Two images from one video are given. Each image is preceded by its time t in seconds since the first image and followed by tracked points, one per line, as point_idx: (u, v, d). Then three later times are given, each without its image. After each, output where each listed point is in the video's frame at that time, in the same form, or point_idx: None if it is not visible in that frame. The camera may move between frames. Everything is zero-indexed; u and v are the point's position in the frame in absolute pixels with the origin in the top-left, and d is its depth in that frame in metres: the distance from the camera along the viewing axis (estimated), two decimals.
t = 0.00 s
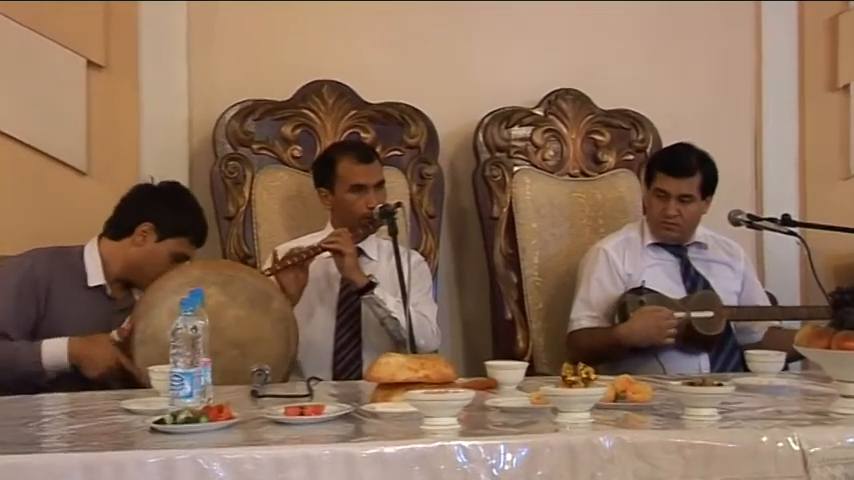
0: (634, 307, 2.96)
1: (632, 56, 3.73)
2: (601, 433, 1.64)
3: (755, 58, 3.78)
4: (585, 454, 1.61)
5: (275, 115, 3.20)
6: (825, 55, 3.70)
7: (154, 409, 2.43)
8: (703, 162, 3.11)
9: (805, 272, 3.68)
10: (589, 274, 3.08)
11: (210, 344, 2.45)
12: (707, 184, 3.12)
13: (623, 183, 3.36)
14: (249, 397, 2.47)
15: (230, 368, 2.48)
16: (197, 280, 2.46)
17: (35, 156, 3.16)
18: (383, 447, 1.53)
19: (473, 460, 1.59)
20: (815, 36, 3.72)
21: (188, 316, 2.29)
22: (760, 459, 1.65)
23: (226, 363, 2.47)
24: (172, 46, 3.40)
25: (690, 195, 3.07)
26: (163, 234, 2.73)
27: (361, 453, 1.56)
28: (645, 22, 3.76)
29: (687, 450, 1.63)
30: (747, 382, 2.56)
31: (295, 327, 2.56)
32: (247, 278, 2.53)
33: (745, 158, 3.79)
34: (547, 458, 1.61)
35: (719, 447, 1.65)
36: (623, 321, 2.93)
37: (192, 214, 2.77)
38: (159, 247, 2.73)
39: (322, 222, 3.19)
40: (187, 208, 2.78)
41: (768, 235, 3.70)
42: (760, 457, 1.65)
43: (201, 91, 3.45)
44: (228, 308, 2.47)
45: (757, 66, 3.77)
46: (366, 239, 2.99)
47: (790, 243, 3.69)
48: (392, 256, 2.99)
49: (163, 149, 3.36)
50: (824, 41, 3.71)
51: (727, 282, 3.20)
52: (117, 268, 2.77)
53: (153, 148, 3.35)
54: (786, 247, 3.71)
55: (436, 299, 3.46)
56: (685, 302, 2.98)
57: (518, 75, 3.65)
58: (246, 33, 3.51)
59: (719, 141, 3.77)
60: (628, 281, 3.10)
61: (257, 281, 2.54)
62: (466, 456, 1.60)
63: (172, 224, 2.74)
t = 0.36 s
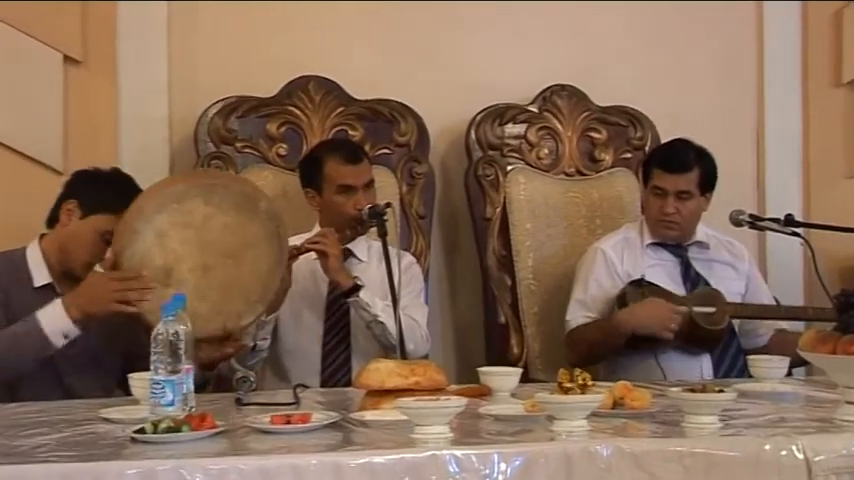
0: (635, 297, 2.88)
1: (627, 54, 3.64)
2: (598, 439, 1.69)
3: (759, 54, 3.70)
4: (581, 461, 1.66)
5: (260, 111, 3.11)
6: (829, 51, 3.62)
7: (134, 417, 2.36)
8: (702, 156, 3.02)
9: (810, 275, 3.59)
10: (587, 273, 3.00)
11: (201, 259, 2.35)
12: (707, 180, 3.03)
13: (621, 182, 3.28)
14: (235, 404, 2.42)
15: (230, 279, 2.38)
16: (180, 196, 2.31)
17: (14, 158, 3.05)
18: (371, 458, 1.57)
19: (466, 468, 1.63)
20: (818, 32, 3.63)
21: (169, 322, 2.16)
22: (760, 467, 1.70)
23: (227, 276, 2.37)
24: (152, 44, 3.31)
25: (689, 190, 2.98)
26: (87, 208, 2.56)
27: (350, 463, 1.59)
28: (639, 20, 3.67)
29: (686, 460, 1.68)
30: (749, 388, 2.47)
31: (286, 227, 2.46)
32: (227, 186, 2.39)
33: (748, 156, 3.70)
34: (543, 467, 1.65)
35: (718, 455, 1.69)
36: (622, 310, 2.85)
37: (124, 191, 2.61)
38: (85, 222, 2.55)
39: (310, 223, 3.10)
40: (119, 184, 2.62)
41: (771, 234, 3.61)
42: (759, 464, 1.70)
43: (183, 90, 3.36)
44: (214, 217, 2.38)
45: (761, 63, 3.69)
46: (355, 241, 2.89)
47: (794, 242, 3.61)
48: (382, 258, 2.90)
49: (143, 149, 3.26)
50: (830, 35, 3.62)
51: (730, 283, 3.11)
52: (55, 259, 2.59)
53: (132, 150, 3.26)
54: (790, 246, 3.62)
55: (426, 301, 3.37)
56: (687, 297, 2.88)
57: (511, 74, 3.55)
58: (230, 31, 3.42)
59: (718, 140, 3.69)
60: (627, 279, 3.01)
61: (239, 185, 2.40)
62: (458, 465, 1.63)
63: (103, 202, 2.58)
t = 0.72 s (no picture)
0: (633, 300, 2.79)
1: (623, 54, 3.54)
2: (597, 449, 1.61)
3: (762, 51, 3.61)
4: (578, 470, 1.58)
5: (245, 108, 3.01)
6: (836, 49, 3.55)
7: (115, 425, 2.25)
8: (717, 174, 2.87)
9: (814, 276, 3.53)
10: (584, 275, 2.91)
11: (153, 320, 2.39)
12: (719, 194, 2.89)
13: (618, 181, 3.19)
14: (218, 411, 2.32)
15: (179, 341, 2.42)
16: (126, 252, 2.38)
17: None
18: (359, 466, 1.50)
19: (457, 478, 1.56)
20: (823, 29, 3.56)
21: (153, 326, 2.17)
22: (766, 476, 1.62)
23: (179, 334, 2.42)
24: (131, 43, 3.21)
25: (696, 207, 2.85)
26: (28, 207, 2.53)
27: (338, 472, 1.52)
28: (636, 19, 3.57)
29: (687, 470, 1.60)
30: (752, 395, 2.38)
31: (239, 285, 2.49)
32: (180, 244, 2.46)
33: (753, 156, 3.61)
34: (539, 476, 1.58)
35: (722, 465, 1.62)
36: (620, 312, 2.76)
37: (56, 178, 2.58)
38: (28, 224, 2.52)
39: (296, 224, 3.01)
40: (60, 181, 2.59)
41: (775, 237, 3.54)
42: (765, 474, 1.62)
43: (165, 91, 3.26)
44: (162, 277, 2.42)
45: (764, 60, 3.60)
46: (345, 242, 2.80)
47: (799, 244, 3.54)
48: (371, 261, 2.80)
49: (122, 148, 3.19)
50: (837, 35, 3.55)
51: (732, 288, 3.03)
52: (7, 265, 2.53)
53: (111, 147, 3.18)
54: (795, 247, 3.55)
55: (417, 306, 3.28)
56: (686, 300, 2.80)
57: (504, 70, 3.46)
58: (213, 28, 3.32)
59: (719, 139, 3.60)
60: (625, 280, 2.93)
61: (188, 244, 2.46)
62: (449, 474, 1.55)
63: (37, 196, 2.54)
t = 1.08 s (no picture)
0: (639, 298, 2.70)
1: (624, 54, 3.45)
2: (598, 457, 1.58)
3: (772, 48, 3.53)
4: None
5: (232, 103, 2.92)
6: (847, 44, 3.46)
7: (98, 433, 2.15)
8: (715, 154, 2.84)
9: (824, 277, 3.42)
10: (588, 277, 2.82)
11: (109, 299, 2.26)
12: (719, 179, 2.85)
13: (621, 179, 3.10)
14: (205, 419, 2.23)
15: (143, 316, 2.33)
16: (74, 234, 2.23)
17: None
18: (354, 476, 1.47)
19: None
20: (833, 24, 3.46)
21: (135, 329, 2.08)
22: None
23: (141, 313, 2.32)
24: (116, 42, 3.11)
25: (698, 190, 2.81)
26: None
27: None
28: (637, 19, 3.48)
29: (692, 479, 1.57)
30: (760, 402, 2.30)
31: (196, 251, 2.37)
32: (126, 213, 2.30)
33: (761, 155, 3.52)
34: None
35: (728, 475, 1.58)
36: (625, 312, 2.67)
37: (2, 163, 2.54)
38: None
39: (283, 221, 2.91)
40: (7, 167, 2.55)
41: (784, 237, 3.44)
42: None
43: (151, 85, 3.16)
44: (115, 250, 2.29)
45: (774, 57, 3.52)
46: (337, 241, 2.72)
47: (809, 244, 3.45)
48: (363, 261, 2.72)
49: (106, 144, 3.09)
50: (848, 29, 3.46)
51: (740, 291, 2.93)
52: None
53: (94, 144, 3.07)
54: (804, 248, 3.45)
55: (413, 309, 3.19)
56: (693, 302, 2.71)
57: (502, 65, 3.36)
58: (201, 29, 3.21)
59: (724, 137, 3.51)
60: (630, 280, 2.84)
61: (137, 213, 2.32)
62: None
63: None
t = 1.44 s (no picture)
0: (641, 305, 2.62)
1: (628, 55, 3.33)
2: (599, 466, 1.54)
3: (781, 42, 3.42)
4: None
5: (220, 97, 2.83)
6: None
7: (79, 441, 2.06)
8: (727, 152, 2.74)
9: (835, 276, 3.36)
10: (588, 280, 2.75)
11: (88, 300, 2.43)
12: (731, 179, 2.76)
13: (624, 176, 3.02)
14: (191, 426, 2.14)
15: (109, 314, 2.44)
16: (36, 236, 2.36)
17: None
18: None
19: None
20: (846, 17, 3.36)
21: (118, 333, 2.00)
22: None
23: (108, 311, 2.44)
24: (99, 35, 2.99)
25: (715, 193, 2.71)
26: None
27: None
28: (640, 19, 3.36)
29: None
30: (768, 409, 2.21)
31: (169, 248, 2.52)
32: (89, 213, 2.43)
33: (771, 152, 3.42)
34: None
35: None
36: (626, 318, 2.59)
37: None
38: None
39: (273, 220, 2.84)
40: None
41: (792, 237, 3.35)
42: None
43: (134, 75, 3.03)
44: (84, 250, 2.45)
45: (783, 52, 3.41)
46: (330, 241, 2.63)
47: (818, 245, 3.36)
48: (357, 263, 2.63)
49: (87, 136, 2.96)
50: None
51: (748, 295, 2.86)
52: None
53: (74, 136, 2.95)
54: (813, 249, 3.37)
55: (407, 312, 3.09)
56: (699, 307, 2.63)
57: (500, 55, 3.24)
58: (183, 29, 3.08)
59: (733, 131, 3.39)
60: (631, 284, 2.77)
61: (100, 211, 2.45)
62: None
63: None
